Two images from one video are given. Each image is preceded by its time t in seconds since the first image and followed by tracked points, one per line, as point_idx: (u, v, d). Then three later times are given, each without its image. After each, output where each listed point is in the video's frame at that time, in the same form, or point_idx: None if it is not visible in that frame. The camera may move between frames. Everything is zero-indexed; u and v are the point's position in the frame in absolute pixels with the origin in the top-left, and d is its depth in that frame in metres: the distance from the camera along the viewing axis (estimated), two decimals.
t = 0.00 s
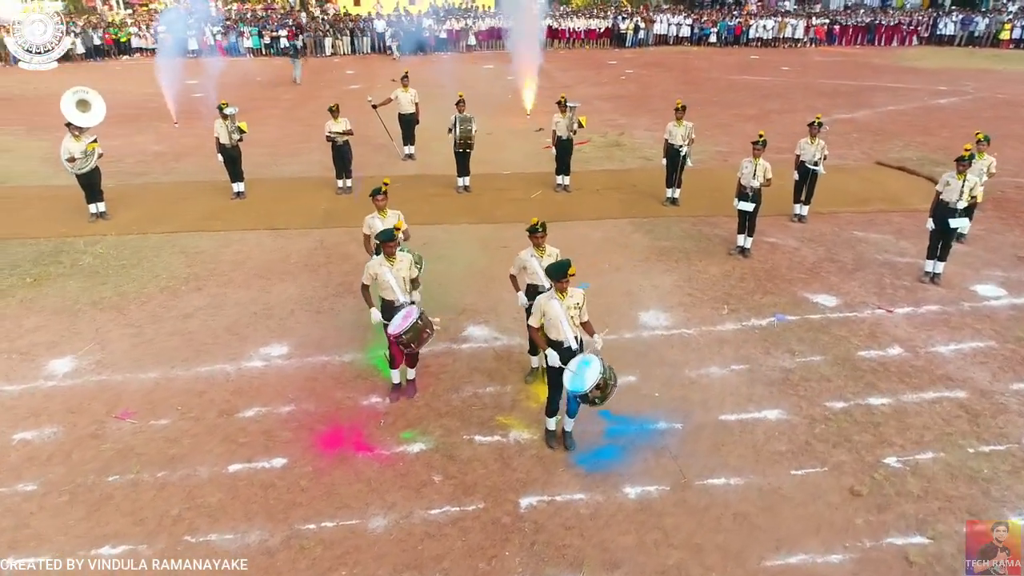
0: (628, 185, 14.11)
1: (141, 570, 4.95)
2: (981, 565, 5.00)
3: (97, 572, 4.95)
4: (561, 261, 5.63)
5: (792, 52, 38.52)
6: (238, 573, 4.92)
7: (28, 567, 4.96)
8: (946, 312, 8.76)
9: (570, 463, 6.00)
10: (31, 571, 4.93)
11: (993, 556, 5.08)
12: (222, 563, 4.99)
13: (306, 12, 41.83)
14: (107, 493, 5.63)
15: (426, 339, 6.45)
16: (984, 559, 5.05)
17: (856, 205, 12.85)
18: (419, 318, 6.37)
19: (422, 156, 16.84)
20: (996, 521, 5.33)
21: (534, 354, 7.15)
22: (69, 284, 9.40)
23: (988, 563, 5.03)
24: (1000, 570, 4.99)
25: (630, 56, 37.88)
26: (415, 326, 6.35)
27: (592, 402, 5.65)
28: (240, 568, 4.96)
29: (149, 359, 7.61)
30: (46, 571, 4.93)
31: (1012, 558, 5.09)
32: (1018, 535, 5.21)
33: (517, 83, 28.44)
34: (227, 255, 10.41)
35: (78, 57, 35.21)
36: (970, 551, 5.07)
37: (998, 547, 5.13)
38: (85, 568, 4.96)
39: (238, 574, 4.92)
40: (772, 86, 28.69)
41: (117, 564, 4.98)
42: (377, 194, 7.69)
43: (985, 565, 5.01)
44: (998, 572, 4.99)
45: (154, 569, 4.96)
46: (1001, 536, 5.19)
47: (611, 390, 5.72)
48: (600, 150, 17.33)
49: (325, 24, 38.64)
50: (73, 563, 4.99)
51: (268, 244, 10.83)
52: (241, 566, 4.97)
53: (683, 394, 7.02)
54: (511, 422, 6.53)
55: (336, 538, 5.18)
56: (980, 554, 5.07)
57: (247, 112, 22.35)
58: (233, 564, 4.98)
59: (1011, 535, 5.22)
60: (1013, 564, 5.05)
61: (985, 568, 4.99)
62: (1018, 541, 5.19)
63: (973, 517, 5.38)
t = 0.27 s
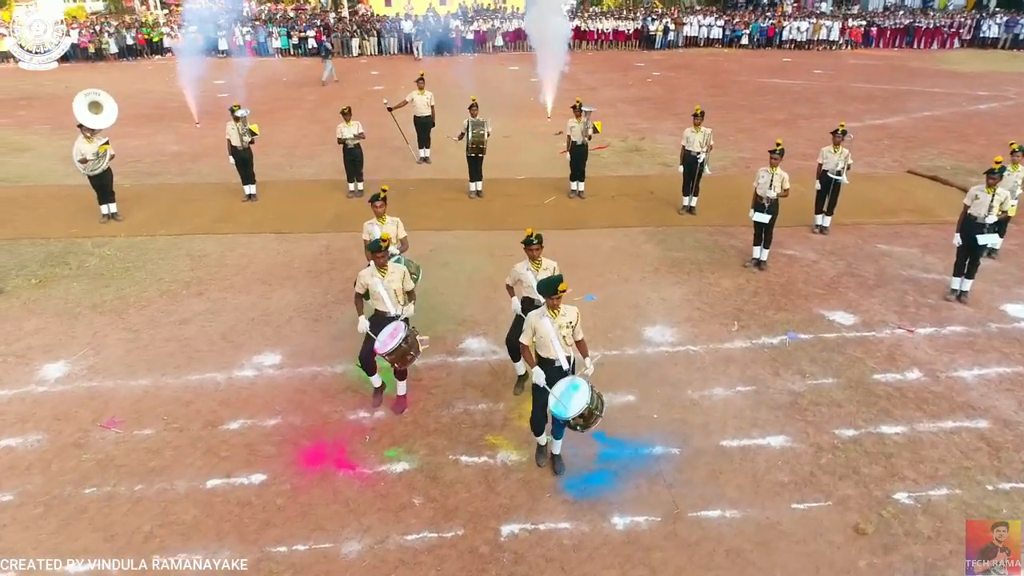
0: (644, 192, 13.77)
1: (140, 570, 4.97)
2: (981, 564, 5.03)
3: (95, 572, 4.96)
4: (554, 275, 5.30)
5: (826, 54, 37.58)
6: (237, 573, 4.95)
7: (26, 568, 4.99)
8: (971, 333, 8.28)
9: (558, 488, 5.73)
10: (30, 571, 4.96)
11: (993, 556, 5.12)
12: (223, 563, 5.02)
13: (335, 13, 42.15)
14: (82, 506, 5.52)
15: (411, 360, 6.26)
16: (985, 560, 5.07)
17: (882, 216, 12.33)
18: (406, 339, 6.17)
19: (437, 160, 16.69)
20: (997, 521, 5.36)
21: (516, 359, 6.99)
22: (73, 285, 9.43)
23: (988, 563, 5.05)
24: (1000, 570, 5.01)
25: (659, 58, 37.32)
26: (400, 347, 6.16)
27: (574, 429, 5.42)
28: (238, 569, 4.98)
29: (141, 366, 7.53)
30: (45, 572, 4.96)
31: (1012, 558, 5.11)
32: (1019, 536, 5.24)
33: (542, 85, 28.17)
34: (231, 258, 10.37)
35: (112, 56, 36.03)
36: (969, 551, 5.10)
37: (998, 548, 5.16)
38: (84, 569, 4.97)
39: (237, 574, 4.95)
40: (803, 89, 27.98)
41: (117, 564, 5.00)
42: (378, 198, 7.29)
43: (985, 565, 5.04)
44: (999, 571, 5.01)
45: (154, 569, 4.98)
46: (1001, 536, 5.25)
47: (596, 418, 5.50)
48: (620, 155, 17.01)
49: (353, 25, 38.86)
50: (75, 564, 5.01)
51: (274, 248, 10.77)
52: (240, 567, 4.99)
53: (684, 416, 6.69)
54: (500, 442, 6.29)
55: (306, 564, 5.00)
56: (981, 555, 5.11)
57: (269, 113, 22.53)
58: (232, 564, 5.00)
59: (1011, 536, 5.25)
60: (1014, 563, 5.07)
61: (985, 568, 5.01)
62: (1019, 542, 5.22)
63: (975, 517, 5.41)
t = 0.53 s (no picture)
0: (667, 201, 13.38)
1: (141, 570, 4.99)
2: (981, 564, 5.09)
3: (97, 571, 4.98)
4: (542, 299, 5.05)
5: (869, 58, 36.42)
6: (238, 573, 5.00)
7: (27, 567, 5.01)
8: (1007, 360, 7.74)
9: (548, 519, 5.44)
10: (31, 570, 4.98)
11: (993, 556, 5.18)
12: (223, 563, 5.07)
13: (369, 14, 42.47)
14: (61, 519, 5.42)
15: (403, 376, 6.00)
16: (985, 560, 5.14)
17: (917, 230, 11.74)
18: (397, 355, 5.90)
19: (459, 164, 16.51)
20: (998, 521, 5.42)
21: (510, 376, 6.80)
22: (83, 286, 9.48)
23: (988, 563, 5.12)
24: (999, 570, 5.08)
25: (694, 61, 36.63)
26: (391, 363, 5.88)
27: (564, 461, 5.18)
28: (240, 568, 5.02)
29: (137, 373, 7.46)
30: (45, 571, 4.98)
31: (1010, 557, 5.19)
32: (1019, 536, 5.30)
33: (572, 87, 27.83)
34: (241, 263, 10.32)
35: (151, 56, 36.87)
36: (970, 551, 5.17)
37: (998, 548, 5.22)
38: (85, 569, 4.99)
39: (238, 574, 5.00)
40: (842, 94, 27.10)
41: (117, 564, 5.03)
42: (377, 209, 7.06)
43: (985, 565, 5.11)
44: (997, 572, 5.08)
45: (154, 569, 5.01)
46: (1001, 536, 5.29)
47: (588, 450, 5.26)
48: (645, 161, 16.62)
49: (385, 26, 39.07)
50: (75, 564, 5.04)
51: (285, 253, 10.70)
52: (241, 566, 5.04)
53: (688, 444, 6.32)
54: (492, 465, 6.03)
55: None
56: (981, 554, 5.17)
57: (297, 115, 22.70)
58: (233, 564, 5.05)
59: (1010, 535, 5.32)
60: (1013, 564, 5.14)
61: (985, 568, 5.08)
62: (1019, 542, 5.28)
63: (975, 517, 5.46)
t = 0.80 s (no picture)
0: (699, 211, 12.92)
1: (142, 570, 5.02)
2: (981, 564, 5.09)
3: (97, 571, 5.00)
4: (534, 321, 4.95)
5: (926, 62, 34.93)
6: (238, 573, 5.02)
7: (27, 568, 5.03)
8: None
9: (541, 551, 5.16)
10: (31, 571, 5.00)
11: (993, 556, 5.18)
12: (223, 563, 5.09)
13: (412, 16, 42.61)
14: (49, 526, 5.38)
15: (396, 386, 5.83)
16: (985, 559, 5.14)
17: (964, 248, 11.07)
18: (391, 361, 5.76)
19: (488, 168, 16.30)
20: (998, 521, 5.42)
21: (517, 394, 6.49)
22: (103, 286, 9.60)
23: (988, 563, 5.12)
24: (1000, 570, 5.07)
25: (740, 65, 35.71)
26: (385, 370, 5.74)
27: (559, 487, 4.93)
28: (240, 568, 5.05)
29: (144, 378, 7.45)
30: (45, 571, 5.00)
31: (1011, 557, 5.19)
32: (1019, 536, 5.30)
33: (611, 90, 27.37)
34: (260, 267, 10.30)
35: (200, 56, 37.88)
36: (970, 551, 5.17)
37: (998, 548, 5.22)
38: (84, 569, 5.01)
39: (238, 574, 5.02)
40: (894, 100, 26.01)
41: (117, 564, 5.05)
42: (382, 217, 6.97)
43: (985, 565, 5.11)
44: (998, 571, 5.08)
45: (154, 569, 5.03)
46: (1000, 535, 5.30)
47: (585, 473, 4.98)
48: (679, 169, 16.17)
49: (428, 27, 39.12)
50: (74, 565, 5.05)
51: (304, 258, 10.66)
52: (241, 566, 5.07)
53: (697, 474, 5.95)
54: (488, 488, 5.77)
55: None
56: (981, 554, 5.17)
57: (332, 119, 22.86)
58: (233, 564, 5.08)
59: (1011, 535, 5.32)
60: (1014, 563, 5.13)
61: (985, 568, 5.08)
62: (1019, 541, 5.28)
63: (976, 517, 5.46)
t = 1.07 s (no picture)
0: (735, 221, 12.43)
1: (142, 570, 5.02)
2: (981, 564, 5.10)
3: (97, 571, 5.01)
4: (530, 337, 4.71)
5: (994, 67, 33.20)
6: (238, 573, 5.02)
7: (27, 568, 5.03)
8: None
9: None
10: (31, 571, 5.00)
11: (993, 556, 5.18)
12: (222, 563, 5.09)
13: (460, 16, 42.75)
14: (44, 526, 5.38)
15: (393, 408, 5.66)
16: (984, 559, 5.15)
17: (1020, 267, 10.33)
18: (389, 383, 5.58)
19: (521, 171, 16.09)
20: (997, 521, 5.42)
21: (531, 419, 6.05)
22: (129, 282, 9.84)
23: (987, 562, 5.13)
24: (1000, 570, 5.08)
25: (792, 68, 34.62)
26: (382, 392, 5.58)
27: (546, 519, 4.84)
28: (240, 568, 5.04)
29: (156, 377, 7.51)
30: (45, 571, 5.00)
31: (1011, 557, 5.19)
32: (1017, 535, 5.30)
33: (656, 93, 26.86)
34: (283, 269, 10.33)
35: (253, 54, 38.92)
36: (970, 551, 5.16)
37: (997, 547, 5.23)
38: (85, 569, 5.02)
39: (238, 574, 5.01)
40: (956, 107, 24.75)
41: (116, 564, 5.05)
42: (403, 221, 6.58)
43: (985, 565, 5.11)
44: (997, 572, 5.09)
45: (154, 569, 5.04)
46: (1001, 536, 5.29)
47: (574, 509, 4.91)
48: (718, 175, 15.68)
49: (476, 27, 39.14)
50: (74, 565, 5.05)
51: (327, 259, 10.70)
52: (241, 566, 5.06)
53: (705, 505, 5.61)
54: (484, 509, 5.55)
55: None
56: (981, 555, 5.17)
57: (373, 120, 23.10)
58: (233, 565, 5.07)
59: (1010, 535, 5.33)
60: (1014, 563, 5.13)
61: (985, 568, 5.08)
62: (1019, 541, 5.28)
63: (976, 516, 5.46)
